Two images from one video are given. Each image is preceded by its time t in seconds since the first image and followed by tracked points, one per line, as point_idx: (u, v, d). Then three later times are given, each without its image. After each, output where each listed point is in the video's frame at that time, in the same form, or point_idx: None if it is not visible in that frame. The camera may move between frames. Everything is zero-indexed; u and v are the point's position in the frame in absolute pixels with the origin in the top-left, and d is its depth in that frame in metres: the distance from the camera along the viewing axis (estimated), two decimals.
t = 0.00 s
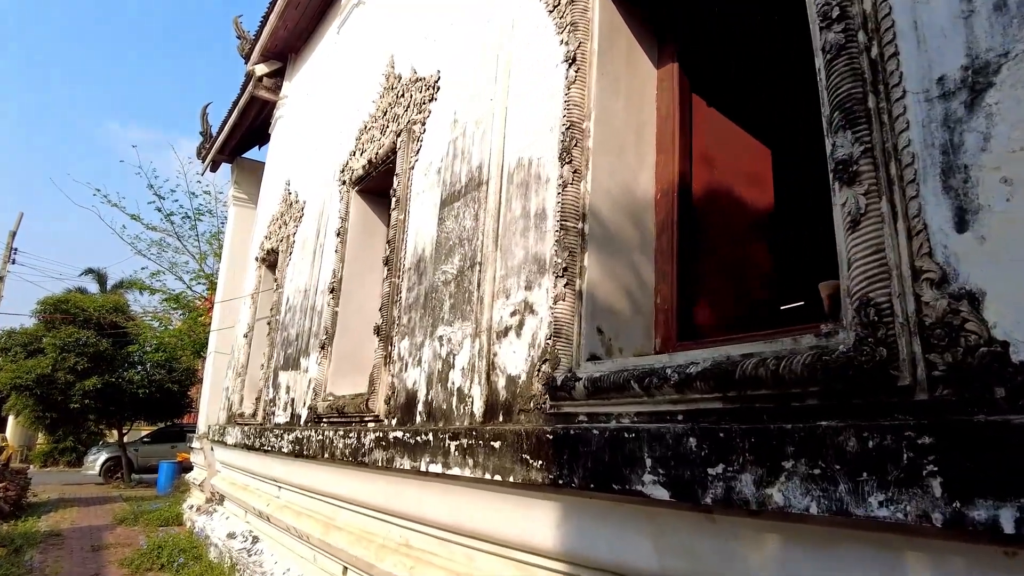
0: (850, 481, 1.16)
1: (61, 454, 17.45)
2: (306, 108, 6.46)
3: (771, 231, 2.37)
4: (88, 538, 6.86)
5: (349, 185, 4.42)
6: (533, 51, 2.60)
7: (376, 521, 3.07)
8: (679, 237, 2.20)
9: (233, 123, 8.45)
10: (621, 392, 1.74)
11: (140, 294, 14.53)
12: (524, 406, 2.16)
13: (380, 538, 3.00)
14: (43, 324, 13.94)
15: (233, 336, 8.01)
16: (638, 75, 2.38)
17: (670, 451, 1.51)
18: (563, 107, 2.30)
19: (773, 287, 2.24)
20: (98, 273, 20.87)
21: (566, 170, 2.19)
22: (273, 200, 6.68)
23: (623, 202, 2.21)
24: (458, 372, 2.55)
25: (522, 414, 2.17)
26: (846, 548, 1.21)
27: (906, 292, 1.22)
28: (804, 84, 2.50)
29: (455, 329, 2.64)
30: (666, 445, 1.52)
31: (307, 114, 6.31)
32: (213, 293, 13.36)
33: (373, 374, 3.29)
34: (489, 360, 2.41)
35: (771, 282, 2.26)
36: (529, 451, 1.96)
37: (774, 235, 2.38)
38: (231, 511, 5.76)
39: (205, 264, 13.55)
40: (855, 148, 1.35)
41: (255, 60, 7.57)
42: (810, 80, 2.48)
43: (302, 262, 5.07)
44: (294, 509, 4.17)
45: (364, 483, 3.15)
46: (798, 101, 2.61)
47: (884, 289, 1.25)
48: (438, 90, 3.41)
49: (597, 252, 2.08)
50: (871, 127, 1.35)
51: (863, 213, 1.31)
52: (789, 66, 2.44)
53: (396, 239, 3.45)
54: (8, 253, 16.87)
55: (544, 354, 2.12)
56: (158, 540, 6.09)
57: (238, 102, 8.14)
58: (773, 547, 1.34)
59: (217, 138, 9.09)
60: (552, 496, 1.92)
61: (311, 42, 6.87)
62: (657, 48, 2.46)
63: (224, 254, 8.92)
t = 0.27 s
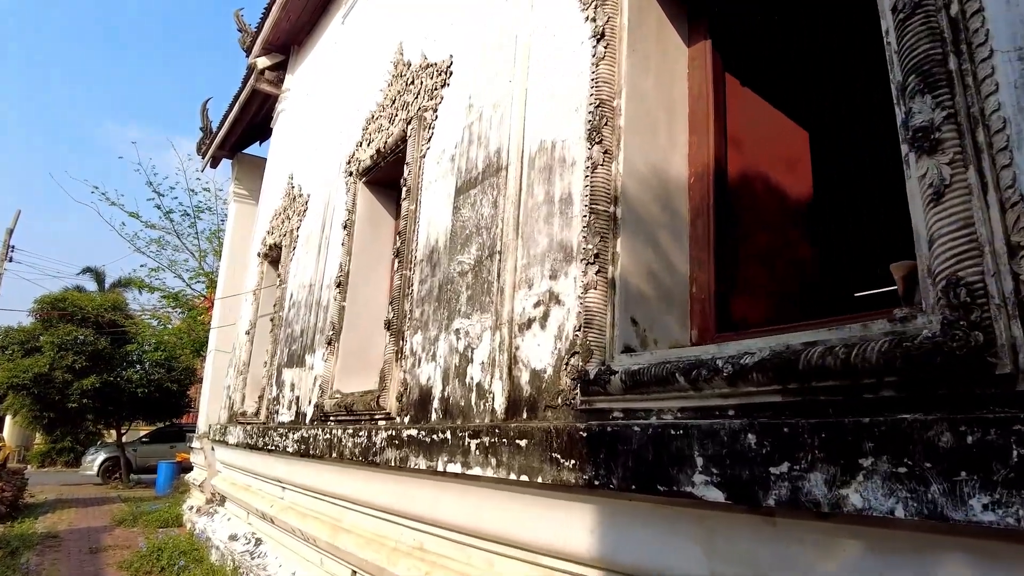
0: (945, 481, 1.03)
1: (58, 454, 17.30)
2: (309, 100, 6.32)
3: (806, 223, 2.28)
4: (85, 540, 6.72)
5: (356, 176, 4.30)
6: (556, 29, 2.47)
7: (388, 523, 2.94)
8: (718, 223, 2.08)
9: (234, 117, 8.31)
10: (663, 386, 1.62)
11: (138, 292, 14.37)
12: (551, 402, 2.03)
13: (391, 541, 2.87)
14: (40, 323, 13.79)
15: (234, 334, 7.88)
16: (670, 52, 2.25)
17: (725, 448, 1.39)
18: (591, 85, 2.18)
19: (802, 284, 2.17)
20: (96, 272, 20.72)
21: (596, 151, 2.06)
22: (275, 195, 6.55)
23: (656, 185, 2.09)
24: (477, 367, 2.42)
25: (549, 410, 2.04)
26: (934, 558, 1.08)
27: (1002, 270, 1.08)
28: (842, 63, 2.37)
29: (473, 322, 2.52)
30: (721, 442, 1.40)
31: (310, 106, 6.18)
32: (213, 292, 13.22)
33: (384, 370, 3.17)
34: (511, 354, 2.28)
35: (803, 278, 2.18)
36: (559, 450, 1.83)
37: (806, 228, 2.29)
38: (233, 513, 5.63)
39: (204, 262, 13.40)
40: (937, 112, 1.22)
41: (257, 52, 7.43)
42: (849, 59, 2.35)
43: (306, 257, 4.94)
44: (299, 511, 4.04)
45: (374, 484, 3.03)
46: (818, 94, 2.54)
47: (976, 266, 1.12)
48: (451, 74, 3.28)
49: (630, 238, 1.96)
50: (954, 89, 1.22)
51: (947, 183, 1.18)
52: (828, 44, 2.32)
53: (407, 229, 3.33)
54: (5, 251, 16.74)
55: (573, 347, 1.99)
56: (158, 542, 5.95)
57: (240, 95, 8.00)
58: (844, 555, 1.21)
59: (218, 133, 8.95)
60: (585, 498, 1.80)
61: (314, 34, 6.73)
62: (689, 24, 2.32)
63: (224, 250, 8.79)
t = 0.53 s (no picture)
0: None
1: (57, 455, 17.18)
2: (312, 95, 6.20)
3: (849, 213, 2.16)
4: (83, 543, 6.59)
5: (362, 169, 4.17)
6: (580, 9, 2.35)
7: (400, 529, 2.82)
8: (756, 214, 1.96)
9: (235, 113, 8.19)
10: (710, 387, 1.50)
11: (137, 291, 14.23)
12: (579, 403, 1.90)
13: (403, 548, 2.74)
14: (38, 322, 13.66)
15: (235, 333, 7.75)
16: (704, 33, 2.13)
17: (785, 455, 1.27)
18: (620, 67, 2.07)
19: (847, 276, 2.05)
20: (95, 272, 20.58)
21: (628, 135, 1.95)
22: (278, 191, 6.42)
23: (692, 172, 1.96)
24: (497, 366, 2.29)
25: (577, 413, 1.91)
26: None
27: None
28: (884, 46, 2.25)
29: (491, 318, 2.39)
30: (780, 448, 1.28)
31: (313, 101, 6.06)
32: (213, 291, 13.09)
33: (395, 369, 3.04)
34: (534, 352, 2.15)
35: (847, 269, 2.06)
36: (592, 455, 1.71)
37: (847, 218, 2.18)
38: (234, 516, 5.50)
39: (204, 261, 13.26)
40: None
41: (259, 47, 7.30)
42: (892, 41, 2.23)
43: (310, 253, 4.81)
44: (304, 515, 3.91)
45: (385, 488, 2.90)
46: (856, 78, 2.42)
47: None
48: (464, 62, 3.16)
49: (668, 228, 1.84)
50: None
51: None
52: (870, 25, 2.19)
53: (418, 223, 3.20)
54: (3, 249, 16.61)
55: (603, 344, 1.86)
56: (157, 545, 5.82)
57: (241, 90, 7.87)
58: None
59: (218, 129, 8.83)
60: (620, 507, 1.68)
61: (317, 27, 6.61)
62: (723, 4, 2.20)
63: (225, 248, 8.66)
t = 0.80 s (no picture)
0: None
1: (52, 455, 17.00)
2: (313, 86, 6.05)
3: (895, 198, 2.03)
4: (77, 545, 6.45)
5: (366, 160, 4.04)
6: None
7: (409, 534, 2.69)
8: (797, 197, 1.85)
9: (234, 107, 8.04)
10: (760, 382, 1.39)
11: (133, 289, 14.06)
12: (608, 401, 1.78)
13: (412, 554, 2.61)
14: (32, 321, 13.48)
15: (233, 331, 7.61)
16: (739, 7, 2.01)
17: (856, 456, 1.15)
18: (649, 42, 1.95)
19: (893, 265, 1.93)
20: (91, 270, 20.40)
21: (661, 113, 1.83)
22: (278, 185, 6.28)
23: (729, 155, 1.85)
24: (515, 362, 2.16)
25: (605, 411, 1.79)
26: None
27: None
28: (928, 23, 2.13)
29: (508, 311, 2.26)
30: (849, 448, 1.16)
31: (315, 93, 5.93)
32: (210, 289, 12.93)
33: (404, 366, 2.91)
34: (555, 346, 2.03)
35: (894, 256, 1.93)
36: (626, 456, 1.58)
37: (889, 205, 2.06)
38: (233, 518, 5.36)
39: (202, 259, 13.09)
40: None
41: (258, 39, 7.14)
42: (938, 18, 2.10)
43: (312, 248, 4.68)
44: (306, 517, 3.78)
45: (393, 491, 2.77)
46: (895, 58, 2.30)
47: None
48: (475, 46, 3.03)
49: (705, 213, 1.73)
50: None
51: None
52: None
53: (427, 214, 3.07)
54: None
55: (636, 337, 1.74)
56: (153, 548, 5.68)
57: (240, 84, 7.72)
58: None
59: (217, 124, 8.68)
60: (658, 512, 1.56)
61: (318, 18, 6.46)
62: None
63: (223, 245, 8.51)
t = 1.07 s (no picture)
0: None
1: (47, 455, 16.82)
2: (313, 77, 5.91)
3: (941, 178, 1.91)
4: (71, 548, 6.30)
5: (369, 150, 3.91)
6: None
7: (418, 536, 2.56)
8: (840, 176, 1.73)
9: (231, 101, 7.89)
10: (816, 372, 1.27)
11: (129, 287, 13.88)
12: (639, 396, 1.66)
13: (421, 558, 2.49)
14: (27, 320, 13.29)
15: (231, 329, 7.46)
16: None
17: (939, 452, 1.02)
18: (679, 12, 1.83)
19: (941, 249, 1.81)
20: (87, 268, 20.21)
21: (696, 86, 1.72)
22: (277, 179, 6.14)
23: (767, 131, 1.74)
24: (533, 354, 2.04)
25: (636, 407, 1.67)
26: None
27: None
28: None
29: (524, 302, 2.13)
30: (929, 443, 1.03)
31: (315, 84, 5.79)
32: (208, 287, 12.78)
33: (411, 362, 2.78)
34: (577, 337, 1.90)
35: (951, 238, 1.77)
36: (662, 454, 1.46)
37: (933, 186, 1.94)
38: (231, 519, 5.23)
39: (198, 257, 12.93)
40: None
41: (256, 31, 6.98)
42: None
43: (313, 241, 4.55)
44: (307, 519, 3.65)
45: (400, 492, 2.64)
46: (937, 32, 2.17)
47: None
48: (485, 27, 2.90)
49: (745, 192, 1.61)
50: None
51: None
52: None
53: (435, 203, 2.94)
54: None
55: (670, 327, 1.63)
56: (149, 551, 5.53)
57: (239, 77, 7.57)
58: None
59: (214, 118, 8.53)
60: (697, 515, 1.44)
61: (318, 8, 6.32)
62: None
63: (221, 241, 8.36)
